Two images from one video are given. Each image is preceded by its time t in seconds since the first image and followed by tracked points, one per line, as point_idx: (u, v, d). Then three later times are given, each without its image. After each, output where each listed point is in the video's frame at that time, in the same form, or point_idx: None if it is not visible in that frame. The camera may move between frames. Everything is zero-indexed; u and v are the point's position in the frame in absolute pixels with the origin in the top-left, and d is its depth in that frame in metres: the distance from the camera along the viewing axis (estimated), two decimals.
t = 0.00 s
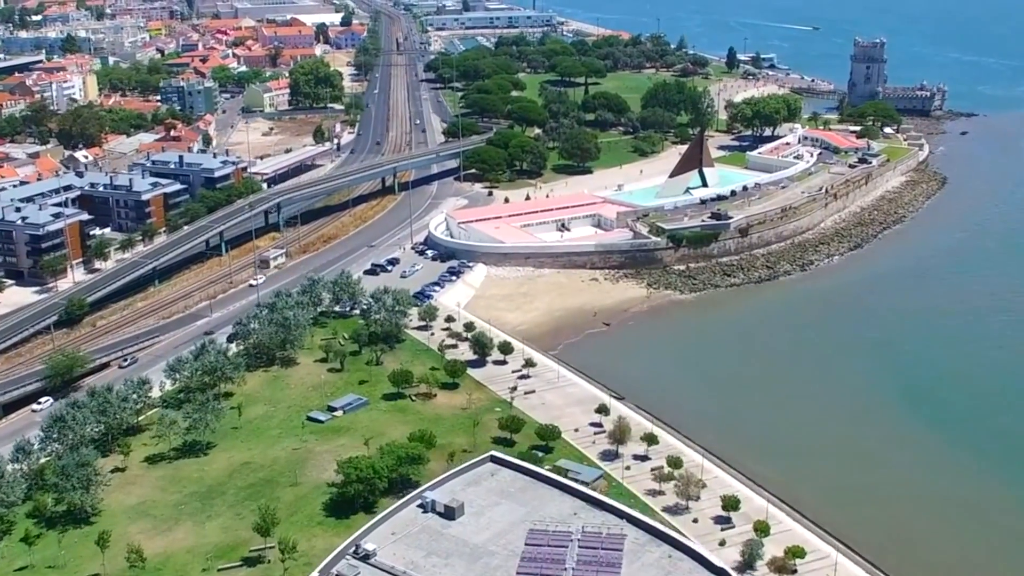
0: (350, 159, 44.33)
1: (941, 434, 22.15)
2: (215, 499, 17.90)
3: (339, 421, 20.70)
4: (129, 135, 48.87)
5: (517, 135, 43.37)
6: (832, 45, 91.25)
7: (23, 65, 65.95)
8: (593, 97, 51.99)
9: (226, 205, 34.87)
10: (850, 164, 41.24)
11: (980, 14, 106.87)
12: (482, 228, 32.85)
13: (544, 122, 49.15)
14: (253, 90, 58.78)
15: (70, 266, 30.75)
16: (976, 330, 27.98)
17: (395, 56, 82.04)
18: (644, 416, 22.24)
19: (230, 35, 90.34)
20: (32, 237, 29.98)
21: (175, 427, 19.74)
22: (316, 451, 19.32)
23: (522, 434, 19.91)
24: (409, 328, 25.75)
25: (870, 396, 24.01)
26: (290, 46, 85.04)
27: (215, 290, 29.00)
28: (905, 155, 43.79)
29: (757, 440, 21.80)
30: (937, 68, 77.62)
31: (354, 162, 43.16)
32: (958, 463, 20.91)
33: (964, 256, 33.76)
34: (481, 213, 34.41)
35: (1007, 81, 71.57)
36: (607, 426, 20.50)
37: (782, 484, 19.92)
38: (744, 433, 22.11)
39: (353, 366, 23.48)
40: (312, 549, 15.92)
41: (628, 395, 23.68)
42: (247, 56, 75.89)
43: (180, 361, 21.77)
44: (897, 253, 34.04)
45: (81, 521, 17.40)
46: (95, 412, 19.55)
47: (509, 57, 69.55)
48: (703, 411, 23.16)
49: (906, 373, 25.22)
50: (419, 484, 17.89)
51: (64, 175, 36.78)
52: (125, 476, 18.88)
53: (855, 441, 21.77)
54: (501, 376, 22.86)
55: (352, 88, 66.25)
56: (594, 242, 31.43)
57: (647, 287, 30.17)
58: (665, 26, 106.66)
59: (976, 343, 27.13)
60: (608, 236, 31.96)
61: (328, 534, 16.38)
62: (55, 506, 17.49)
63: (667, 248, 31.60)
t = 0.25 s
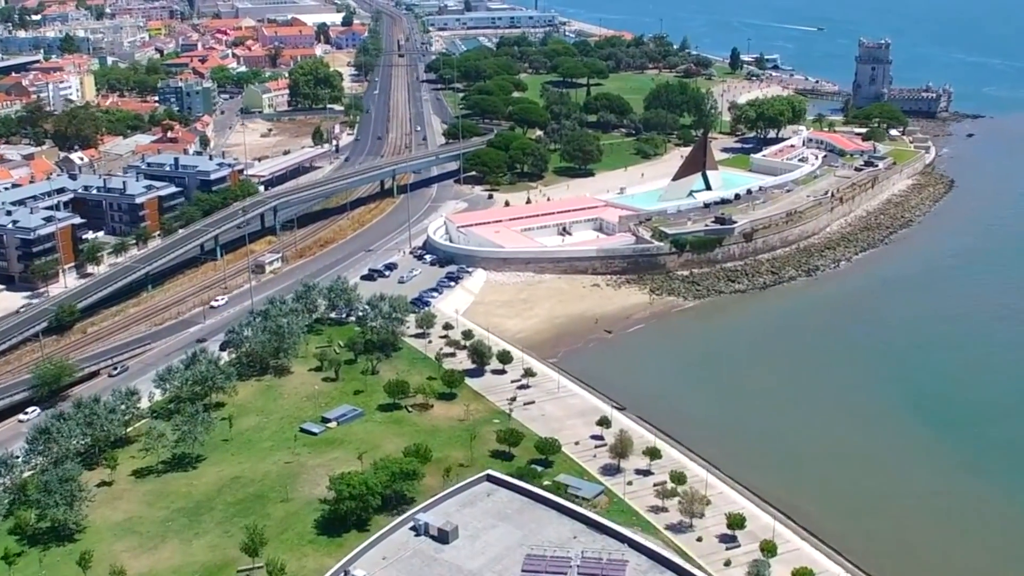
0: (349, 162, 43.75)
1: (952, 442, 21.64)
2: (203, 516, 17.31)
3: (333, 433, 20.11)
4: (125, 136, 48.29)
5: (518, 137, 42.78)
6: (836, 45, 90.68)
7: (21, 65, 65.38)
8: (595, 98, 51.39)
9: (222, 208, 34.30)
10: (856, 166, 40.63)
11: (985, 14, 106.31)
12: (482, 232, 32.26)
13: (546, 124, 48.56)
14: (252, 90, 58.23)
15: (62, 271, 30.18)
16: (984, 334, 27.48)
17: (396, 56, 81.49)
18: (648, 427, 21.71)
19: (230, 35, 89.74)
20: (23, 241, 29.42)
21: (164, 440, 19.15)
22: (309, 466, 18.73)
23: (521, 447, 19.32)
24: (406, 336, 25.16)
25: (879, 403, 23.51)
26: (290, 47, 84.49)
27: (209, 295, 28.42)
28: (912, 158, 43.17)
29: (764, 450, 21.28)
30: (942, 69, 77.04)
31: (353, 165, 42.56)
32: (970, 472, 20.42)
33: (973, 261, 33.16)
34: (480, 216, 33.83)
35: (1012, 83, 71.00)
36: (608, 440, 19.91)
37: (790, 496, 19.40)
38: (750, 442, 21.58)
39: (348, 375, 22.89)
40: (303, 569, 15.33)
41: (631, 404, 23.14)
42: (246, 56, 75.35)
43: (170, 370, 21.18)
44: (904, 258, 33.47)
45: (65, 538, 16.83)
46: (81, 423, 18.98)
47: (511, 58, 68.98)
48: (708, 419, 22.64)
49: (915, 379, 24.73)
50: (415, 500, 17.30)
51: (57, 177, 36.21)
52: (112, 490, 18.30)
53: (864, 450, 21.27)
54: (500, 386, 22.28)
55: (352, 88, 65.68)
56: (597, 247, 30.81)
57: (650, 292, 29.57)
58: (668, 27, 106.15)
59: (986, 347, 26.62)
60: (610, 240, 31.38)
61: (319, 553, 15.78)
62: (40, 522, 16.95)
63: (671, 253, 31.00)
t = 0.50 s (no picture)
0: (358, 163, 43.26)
1: (972, 456, 21.32)
2: (203, 529, 16.81)
3: (338, 443, 19.59)
4: (133, 136, 47.86)
5: (530, 138, 42.25)
6: (851, 46, 89.95)
7: (30, 65, 65.04)
8: (608, 99, 50.82)
9: (229, 209, 33.82)
10: (873, 169, 40.00)
11: (1001, 15, 105.49)
12: (493, 235, 31.73)
13: (557, 125, 48.01)
14: (261, 90, 57.78)
15: (65, 274, 29.72)
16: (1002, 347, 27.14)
17: (407, 56, 81.01)
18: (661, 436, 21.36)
19: (241, 34, 89.36)
20: (26, 243, 28.97)
21: (165, 450, 18.65)
22: (312, 478, 18.22)
23: (530, 459, 18.78)
24: (414, 342, 24.63)
25: (896, 416, 23.17)
26: (301, 46, 84.06)
27: (214, 299, 27.94)
28: (929, 160, 42.52)
29: (781, 462, 20.93)
30: (958, 70, 76.29)
31: (363, 166, 42.07)
32: (991, 487, 20.10)
33: (991, 266, 32.59)
34: (491, 219, 33.30)
35: None
36: (620, 451, 19.38)
37: (808, 511, 19.06)
38: (767, 454, 21.23)
39: (354, 382, 22.38)
40: None
41: (643, 411, 22.79)
42: (257, 56, 74.93)
43: (172, 377, 20.67)
44: (921, 262, 32.92)
45: (60, 552, 16.33)
46: (79, 432, 18.48)
47: (523, 57, 68.44)
48: (723, 428, 22.28)
49: (932, 391, 24.40)
50: (421, 514, 16.77)
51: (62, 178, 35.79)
52: (110, 502, 17.81)
53: (882, 462, 20.95)
54: (509, 395, 21.74)
55: (363, 88, 65.21)
56: (609, 251, 30.25)
57: (664, 297, 29.02)
58: (682, 27, 105.51)
59: (1004, 358, 26.29)
60: (623, 244, 30.81)
61: (321, 571, 15.27)
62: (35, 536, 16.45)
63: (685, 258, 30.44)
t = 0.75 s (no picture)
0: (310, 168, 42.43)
1: (940, 462, 21.07)
2: (146, 560, 16.01)
3: (289, 464, 18.83)
4: (79, 143, 46.71)
5: (484, 141, 41.58)
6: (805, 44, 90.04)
7: None
8: (563, 100, 50.25)
9: (176, 218, 32.90)
10: (831, 168, 39.69)
11: (952, 12, 106.13)
12: (448, 241, 31.05)
13: (512, 127, 47.36)
14: (211, 94, 56.72)
15: (5, 288, 28.70)
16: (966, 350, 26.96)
17: (360, 58, 80.11)
18: (622, 447, 20.94)
19: (191, 37, 88.04)
20: None
21: (107, 476, 17.81)
22: (261, 502, 17.46)
23: (488, 478, 18.13)
24: (367, 354, 23.89)
25: (862, 419, 22.89)
26: (252, 48, 82.91)
27: (161, 312, 27.04)
28: (886, 159, 42.29)
29: (747, 471, 20.58)
30: (912, 67, 76.47)
31: (315, 171, 41.23)
32: (960, 495, 19.84)
33: (950, 267, 32.35)
34: (445, 224, 32.60)
35: (982, 81, 70.49)
36: (581, 467, 18.77)
37: (776, 523, 18.71)
38: (734, 463, 20.85)
39: (306, 398, 21.62)
40: None
41: (604, 421, 22.35)
42: (207, 59, 73.74)
43: (115, 398, 19.84)
44: (882, 263, 32.62)
45: None
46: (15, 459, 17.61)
47: (476, 58, 67.78)
48: (688, 438, 21.85)
49: (899, 394, 24.14)
50: (376, 540, 16.07)
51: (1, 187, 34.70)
52: (49, 532, 16.96)
53: (845, 470, 20.66)
54: (465, 410, 21.07)
55: (315, 91, 64.29)
56: (566, 257, 29.65)
57: (623, 304, 28.47)
58: (636, 26, 105.29)
59: (969, 360, 26.09)
60: (581, 249, 30.23)
61: None
62: None
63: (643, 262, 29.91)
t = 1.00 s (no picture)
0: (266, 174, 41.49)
1: (916, 468, 20.55)
2: None
3: (244, 490, 17.98)
4: (28, 150, 45.52)
5: (445, 144, 40.80)
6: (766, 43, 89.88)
7: None
8: (524, 102, 49.57)
9: (128, 227, 31.89)
10: (796, 169, 39.21)
11: (911, 10, 106.40)
12: (408, 249, 30.26)
13: (474, 129, 46.60)
14: (166, 98, 55.61)
15: None
16: (938, 353, 26.50)
17: (319, 59, 79.09)
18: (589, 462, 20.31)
19: (146, 39, 86.68)
20: None
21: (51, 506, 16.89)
22: (215, 533, 16.60)
23: (453, 502, 17.37)
24: (326, 369, 23.06)
25: (835, 426, 22.34)
26: (208, 51, 81.69)
27: (112, 326, 26.08)
28: (852, 159, 41.88)
29: (720, 482, 19.97)
30: (873, 66, 76.39)
31: (271, 177, 40.31)
32: (937, 501, 19.30)
33: (920, 271, 31.92)
34: (406, 231, 31.79)
35: (944, 79, 70.46)
36: (550, 488, 18.04)
37: (750, 536, 18.10)
38: (705, 474, 20.24)
39: (262, 417, 20.77)
40: None
41: (570, 434, 21.71)
42: (162, 62, 72.51)
43: (59, 421, 18.92)
44: (851, 266, 32.15)
45: None
46: None
47: (436, 60, 67.00)
48: (656, 448, 21.26)
49: (872, 399, 23.63)
50: (336, 571, 15.27)
51: None
52: None
53: (817, 477, 20.14)
54: (428, 428, 20.29)
55: (273, 94, 63.27)
56: (530, 264, 28.92)
57: (589, 312, 27.79)
58: (596, 25, 104.83)
59: (941, 363, 25.65)
60: (545, 255, 29.50)
61: None
62: None
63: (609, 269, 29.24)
